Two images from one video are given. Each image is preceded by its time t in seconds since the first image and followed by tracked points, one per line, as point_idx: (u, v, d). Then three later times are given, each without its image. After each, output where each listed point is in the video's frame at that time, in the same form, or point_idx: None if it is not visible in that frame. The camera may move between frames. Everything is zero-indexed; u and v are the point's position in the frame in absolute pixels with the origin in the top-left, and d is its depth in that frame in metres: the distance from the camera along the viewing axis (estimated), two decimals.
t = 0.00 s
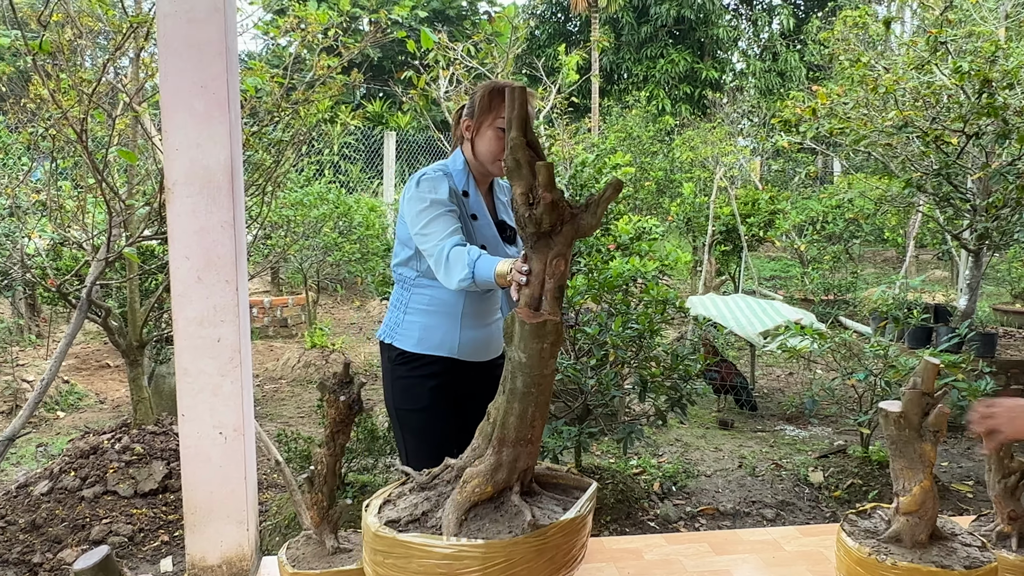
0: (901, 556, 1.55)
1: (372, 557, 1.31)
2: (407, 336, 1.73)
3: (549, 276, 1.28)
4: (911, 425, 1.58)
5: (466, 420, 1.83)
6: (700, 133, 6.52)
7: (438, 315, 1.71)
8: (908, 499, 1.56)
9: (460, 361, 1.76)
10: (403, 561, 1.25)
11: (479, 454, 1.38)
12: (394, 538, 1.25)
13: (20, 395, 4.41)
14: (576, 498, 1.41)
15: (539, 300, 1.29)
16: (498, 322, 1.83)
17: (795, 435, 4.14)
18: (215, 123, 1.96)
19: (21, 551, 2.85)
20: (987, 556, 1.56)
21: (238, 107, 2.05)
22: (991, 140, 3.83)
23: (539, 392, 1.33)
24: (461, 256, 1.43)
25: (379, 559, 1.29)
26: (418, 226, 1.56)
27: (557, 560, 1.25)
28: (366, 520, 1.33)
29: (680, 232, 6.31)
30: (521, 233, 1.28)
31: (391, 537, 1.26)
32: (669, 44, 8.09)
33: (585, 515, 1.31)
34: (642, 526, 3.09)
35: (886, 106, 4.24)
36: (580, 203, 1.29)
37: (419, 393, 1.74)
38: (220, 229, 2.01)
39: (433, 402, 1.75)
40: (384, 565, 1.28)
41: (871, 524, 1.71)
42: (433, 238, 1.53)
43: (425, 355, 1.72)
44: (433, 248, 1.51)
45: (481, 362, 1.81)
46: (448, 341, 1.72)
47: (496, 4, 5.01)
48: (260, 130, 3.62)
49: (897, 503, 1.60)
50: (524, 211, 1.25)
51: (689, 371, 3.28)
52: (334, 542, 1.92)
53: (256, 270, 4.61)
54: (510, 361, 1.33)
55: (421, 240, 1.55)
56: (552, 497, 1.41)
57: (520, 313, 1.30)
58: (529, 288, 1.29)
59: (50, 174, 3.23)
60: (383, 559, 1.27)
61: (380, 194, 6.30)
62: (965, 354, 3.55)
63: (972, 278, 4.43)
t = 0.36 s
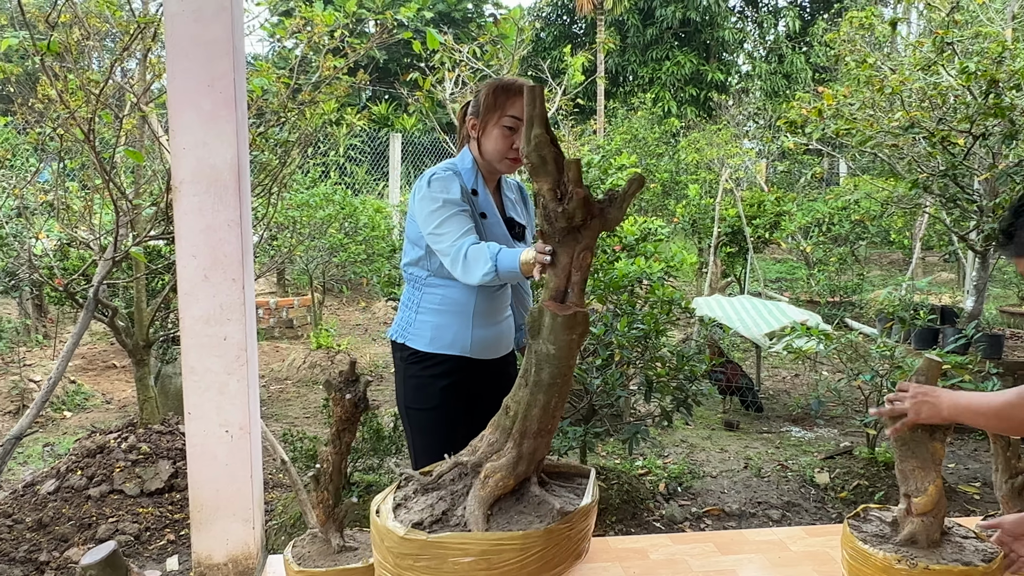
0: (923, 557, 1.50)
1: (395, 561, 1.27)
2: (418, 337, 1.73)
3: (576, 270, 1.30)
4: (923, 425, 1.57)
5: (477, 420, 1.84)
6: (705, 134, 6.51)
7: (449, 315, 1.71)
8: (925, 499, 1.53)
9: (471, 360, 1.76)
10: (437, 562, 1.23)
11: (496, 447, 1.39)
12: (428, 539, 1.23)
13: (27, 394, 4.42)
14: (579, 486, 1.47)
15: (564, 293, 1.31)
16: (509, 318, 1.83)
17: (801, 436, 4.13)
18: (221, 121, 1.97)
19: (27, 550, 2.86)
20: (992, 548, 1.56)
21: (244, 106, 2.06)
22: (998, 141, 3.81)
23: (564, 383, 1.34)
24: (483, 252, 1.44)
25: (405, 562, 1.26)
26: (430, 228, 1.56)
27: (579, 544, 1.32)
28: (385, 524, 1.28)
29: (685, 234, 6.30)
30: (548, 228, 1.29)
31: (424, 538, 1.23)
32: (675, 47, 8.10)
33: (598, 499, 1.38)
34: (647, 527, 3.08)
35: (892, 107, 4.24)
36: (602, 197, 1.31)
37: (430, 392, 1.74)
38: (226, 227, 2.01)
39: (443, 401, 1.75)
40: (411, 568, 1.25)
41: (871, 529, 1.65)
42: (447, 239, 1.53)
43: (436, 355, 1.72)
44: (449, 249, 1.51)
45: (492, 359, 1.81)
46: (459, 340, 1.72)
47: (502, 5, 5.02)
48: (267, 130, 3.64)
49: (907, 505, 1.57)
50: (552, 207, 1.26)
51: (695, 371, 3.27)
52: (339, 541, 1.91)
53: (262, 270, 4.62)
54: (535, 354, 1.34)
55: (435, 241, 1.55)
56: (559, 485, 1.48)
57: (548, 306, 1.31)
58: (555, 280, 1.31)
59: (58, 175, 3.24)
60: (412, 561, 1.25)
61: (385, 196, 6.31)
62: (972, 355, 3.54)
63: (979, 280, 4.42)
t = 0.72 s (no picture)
0: (947, 562, 1.44)
1: (429, 564, 1.23)
2: (431, 335, 1.74)
3: (596, 262, 1.31)
4: (937, 428, 1.47)
5: (491, 416, 1.83)
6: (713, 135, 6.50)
7: (461, 313, 1.72)
8: (943, 502, 1.44)
9: (484, 357, 1.76)
10: (478, 558, 1.21)
11: (514, 441, 1.37)
12: (468, 536, 1.21)
13: (38, 393, 4.45)
14: (575, 471, 1.50)
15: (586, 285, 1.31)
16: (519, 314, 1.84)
17: (810, 437, 4.12)
18: (231, 120, 1.98)
19: (38, 547, 2.88)
20: (996, 539, 1.55)
21: (254, 105, 2.07)
22: (1010, 140, 3.79)
23: (584, 373, 1.35)
24: (490, 258, 1.48)
25: (440, 564, 1.22)
26: (440, 230, 1.57)
27: (597, 528, 1.36)
28: (416, 527, 1.24)
29: (693, 234, 6.29)
30: (570, 225, 1.28)
31: (464, 536, 1.21)
32: (683, 48, 8.09)
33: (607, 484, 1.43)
34: (656, 527, 3.08)
35: (902, 107, 4.22)
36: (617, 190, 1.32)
37: (443, 390, 1.75)
38: (236, 225, 2.02)
39: (456, 397, 1.75)
40: (450, 568, 1.22)
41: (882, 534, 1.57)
42: (457, 242, 1.55)
43: (448, 354, 1.73)
44: (458, 254, 1.53)
45: (503, 356, 1.81)
46: (471, 338, 1.72)
47: (510, 6, 5.02)
48: (275, 130, 3.65)
49: (921, 507, 1.48)
50: (576, 201, 1.25)
51: (704, 372, 3.27)
52: (349, 539, 1.91)
53: (271, 270, 4.63)
54: (558, 346, 1.33)
55: (446, 245, 1.56)
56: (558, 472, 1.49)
57: (572, 297, 1.31)
58: (578, 273, 1.31)
59: (69, 175, 3.25)
60: (451, 561, 1.21)
61: (393, 196, 6.32)
62: (983, 356, 3.52)
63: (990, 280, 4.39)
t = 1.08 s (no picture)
0: (961, 565, 1.41)
1: (468, 566, 1.20)
2: (439, 334, 1.74)
3: (608, 258, 1.31)
4: (956, 430, 1.46)
5: (499, 414, 1.83)
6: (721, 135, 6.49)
7: (467, 312, 1.72)
8: (959, 505, 1.44)
9: (491, 356, 1.76)
10: (520, 554, 1.19)
11: (533, 436, 1.37)
12: (510, 533, 1.19)
13: (47, 392, 4.47)
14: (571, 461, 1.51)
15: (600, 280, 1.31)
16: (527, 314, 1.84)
17: (819, 438, 4.11)
18: (241, 119, 1.98)
19: (48, 545, 2.89)
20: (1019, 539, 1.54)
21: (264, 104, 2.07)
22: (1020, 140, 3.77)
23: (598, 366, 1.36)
24: (475, 277, 1.49)
25: (482, 565, 1.19)
26: (440, 237, 1.58)
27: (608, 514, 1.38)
28: (453, 530, 1.20)
29: (700, 235, 6.28)
30: (586, 222, 1.27)
31: (506, 533, 1.19)
32: (690, 48, 8.08)
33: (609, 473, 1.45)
34: (664, 527, 3.08)
35: (911, 107, 4.20)
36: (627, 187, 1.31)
37: (451, 388, 1.75)
38: (245, 224, 2.02)
39: (465, 395, 1.75)
40: (491, 568, 1.19)
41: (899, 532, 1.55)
42: (451, 249, 1.56)
43: (455, 353, 1.73)
44: (444, 267, 1.55)
45: (512, 355, 1.81)
46: (478, 336, 1.72)
47: (517, 7, 5.02)
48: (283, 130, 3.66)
49: (938, 508, 1.47)
50: (595, 199, 1.25)
51: (712, 371, 3.25)
52: (357, 537, 1.91)
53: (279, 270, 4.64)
54: (575, 339, 1.33)
55: (443, 253, 1.57)
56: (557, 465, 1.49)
57: (590, 292, 1.31)
58: (592, 268, 1.31)
59: (78, 175, 3.26)
60: (493, 560, 1.19)
61: (400, 197, 6.32)
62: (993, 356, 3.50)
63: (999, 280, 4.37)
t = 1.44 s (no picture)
0: None
1: (504, 566, 1.17)
2: (441, 333, 1.74)
3: (609, 254, 1.32)
4: None
5: (501, 413, 1.83)
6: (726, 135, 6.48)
7: (469, 311, 1.72)
8: None
9: (493, 355, 1.76)
10: (555, 549, 1.19)
11: (541, 432, 1.36)
12: (545, 529, 1.18)
13: (53, 392, 4.48)
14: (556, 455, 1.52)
15: (600, 275, 1.32)
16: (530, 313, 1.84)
17: (824, 439, 4.10)
18: (247, 118, 1.98)
19: (54, 545, 2.89)
20: None
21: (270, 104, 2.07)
22: None
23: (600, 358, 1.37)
24: (497, 270, 1.49)
25: (519, 563, 1.17)
26: (448, 232, 1.58)
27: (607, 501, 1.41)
28: (488, 531, 1.17)
29: (706, 235, 6.27)
30: (589, 220, 1.27)
31: (541, 529, 1.18)
32: (696, 48, 8.07)
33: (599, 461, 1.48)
34: (669, 527, 3.07)
35: (917, 107, 4.18)
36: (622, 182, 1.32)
37: (453, 386, 1.75)
38: (251, 223, 2.02)
39: (467, 392, 1.75)
40: (528, 566, 1.17)
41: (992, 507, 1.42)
42: (465, 244, 1.56)
43: (456, 352, 1.73)
44: (463, 258, 1.55)
45: (514, 354, 1.81)
46: (480, 334, 1.72)
47: (523, 7, 5.02)
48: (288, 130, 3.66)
49: None
50: (601, 197, 1.25)
51: (718, 372, 3.25)
52: (363, 537, 1.92)
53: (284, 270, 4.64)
54: (581, 335, 1.34)
55: (452, 249, 1.57)
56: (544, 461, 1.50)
57: (594, 288, 1.31)
58: (595, 265, 1.31)
59: (84, 175, 3.27)
60: (530, 558, 1.17)
61: (406, 197, 6.33)
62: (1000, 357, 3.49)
63: (1006, 281, 4.36)
